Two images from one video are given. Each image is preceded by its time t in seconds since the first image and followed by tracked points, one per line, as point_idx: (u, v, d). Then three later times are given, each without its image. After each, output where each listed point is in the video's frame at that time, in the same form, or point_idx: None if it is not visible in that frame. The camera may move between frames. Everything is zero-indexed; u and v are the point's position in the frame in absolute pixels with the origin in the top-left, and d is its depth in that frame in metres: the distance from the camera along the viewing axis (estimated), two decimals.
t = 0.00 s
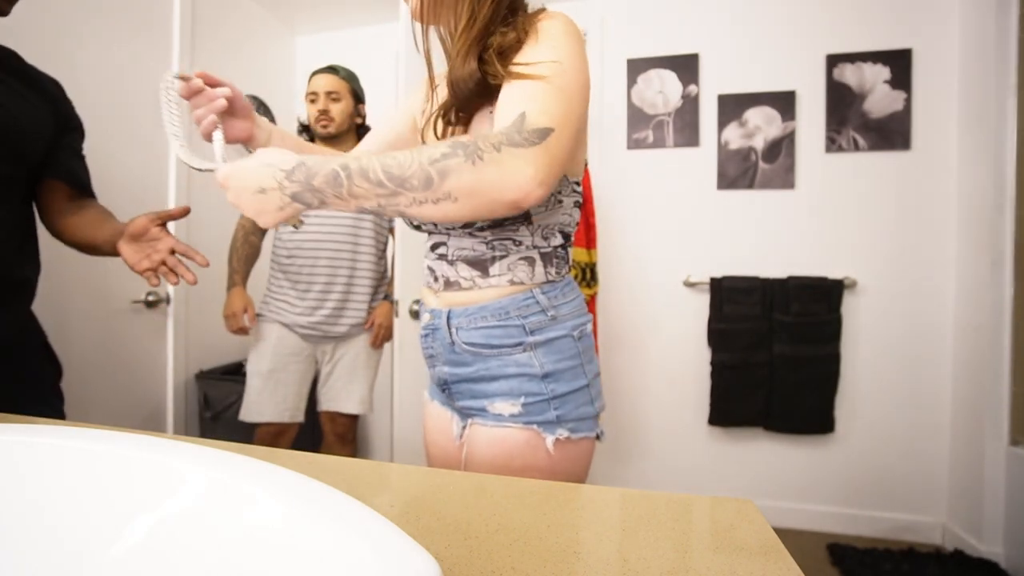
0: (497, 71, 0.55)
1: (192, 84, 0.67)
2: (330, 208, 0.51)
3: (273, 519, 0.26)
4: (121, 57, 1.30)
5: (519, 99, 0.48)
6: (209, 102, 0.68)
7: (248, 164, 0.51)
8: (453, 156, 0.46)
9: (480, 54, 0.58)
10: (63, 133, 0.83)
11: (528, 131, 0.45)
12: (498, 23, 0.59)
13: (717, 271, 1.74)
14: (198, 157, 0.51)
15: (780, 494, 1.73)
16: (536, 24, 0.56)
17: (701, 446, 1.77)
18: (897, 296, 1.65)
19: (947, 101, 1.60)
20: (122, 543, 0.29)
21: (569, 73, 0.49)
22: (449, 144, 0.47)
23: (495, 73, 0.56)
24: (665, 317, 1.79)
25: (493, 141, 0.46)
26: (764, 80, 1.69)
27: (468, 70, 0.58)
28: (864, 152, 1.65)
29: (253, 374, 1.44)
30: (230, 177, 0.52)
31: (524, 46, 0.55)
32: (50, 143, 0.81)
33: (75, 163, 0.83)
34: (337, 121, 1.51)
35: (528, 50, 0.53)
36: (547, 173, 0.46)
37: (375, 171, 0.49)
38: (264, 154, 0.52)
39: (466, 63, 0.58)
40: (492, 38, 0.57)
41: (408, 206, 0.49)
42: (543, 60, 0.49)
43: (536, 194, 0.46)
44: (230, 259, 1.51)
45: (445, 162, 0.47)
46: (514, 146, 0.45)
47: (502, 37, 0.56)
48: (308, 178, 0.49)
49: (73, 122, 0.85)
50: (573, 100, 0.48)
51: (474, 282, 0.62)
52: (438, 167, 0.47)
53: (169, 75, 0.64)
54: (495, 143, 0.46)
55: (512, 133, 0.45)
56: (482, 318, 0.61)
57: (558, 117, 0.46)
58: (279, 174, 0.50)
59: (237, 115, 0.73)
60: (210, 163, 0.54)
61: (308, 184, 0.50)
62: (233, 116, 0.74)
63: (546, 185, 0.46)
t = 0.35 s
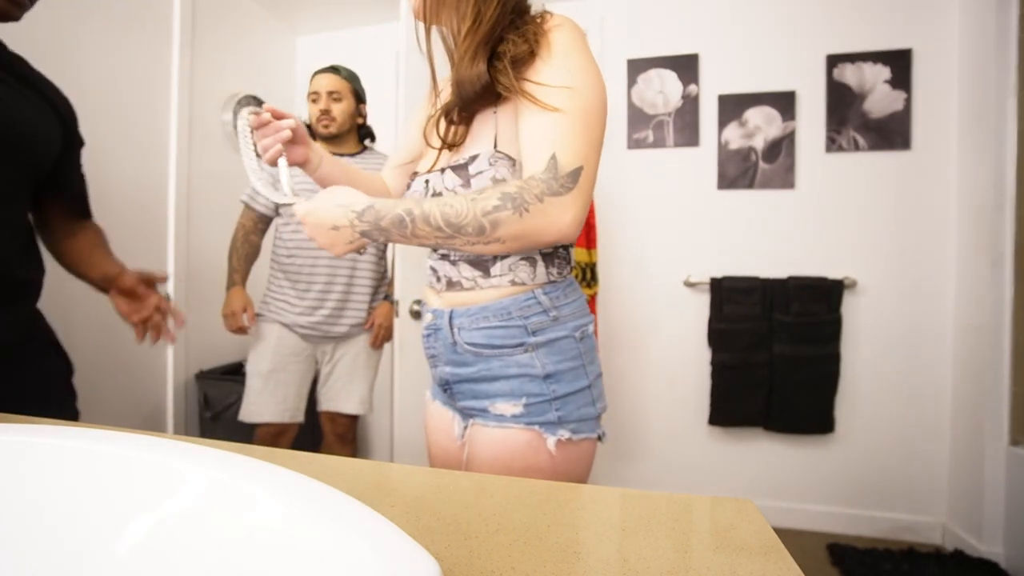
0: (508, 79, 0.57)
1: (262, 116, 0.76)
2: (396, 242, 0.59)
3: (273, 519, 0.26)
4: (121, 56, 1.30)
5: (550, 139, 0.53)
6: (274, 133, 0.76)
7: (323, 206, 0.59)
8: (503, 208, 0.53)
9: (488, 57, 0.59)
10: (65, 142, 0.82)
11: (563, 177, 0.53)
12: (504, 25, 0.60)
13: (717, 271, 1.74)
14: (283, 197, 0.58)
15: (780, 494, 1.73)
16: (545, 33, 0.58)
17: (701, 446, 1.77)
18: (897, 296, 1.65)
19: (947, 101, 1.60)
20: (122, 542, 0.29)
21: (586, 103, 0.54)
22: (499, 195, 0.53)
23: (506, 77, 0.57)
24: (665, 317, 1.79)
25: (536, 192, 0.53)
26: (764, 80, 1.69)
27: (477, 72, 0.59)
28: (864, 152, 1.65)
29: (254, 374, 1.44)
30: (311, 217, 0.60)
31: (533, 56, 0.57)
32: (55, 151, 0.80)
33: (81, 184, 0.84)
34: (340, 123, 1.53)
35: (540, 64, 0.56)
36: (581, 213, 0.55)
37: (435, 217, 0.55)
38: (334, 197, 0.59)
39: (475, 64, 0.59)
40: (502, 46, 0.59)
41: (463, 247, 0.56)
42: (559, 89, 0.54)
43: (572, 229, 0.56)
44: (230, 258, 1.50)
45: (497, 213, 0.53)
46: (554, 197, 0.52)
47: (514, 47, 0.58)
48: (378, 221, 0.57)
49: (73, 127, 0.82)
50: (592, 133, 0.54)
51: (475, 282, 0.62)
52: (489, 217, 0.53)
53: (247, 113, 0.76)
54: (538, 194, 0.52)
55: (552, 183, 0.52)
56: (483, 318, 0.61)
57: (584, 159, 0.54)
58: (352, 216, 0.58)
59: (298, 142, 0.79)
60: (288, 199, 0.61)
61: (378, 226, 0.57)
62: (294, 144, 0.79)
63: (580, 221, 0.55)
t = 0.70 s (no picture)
0: (518, 78, 0.57)
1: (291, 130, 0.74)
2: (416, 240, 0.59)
3: (273, 519, 0.26)
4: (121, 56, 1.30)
5: (562, 139, 0.53)
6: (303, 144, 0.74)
7: (347, 205, 0.59)
8: (519, 207, 0.53)
9: (497, 56, 0.59)
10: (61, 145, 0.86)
11: (575, 176, 0.53)
12: (511, 26, 0.60)
13: (717, 271, 1.74)
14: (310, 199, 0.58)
15: (780, 494, 1.73)
16: (554, 34, 0.58)
17: (701, 446, 1.77)
18: (896, 296, 1.65)
19: (947, 100, 1.60)
20: (122, 542, 0.29)
21: (595, 102, 0.54)
22: (514, 194, 0.53)
23: (517, 76, 0.57)
24: (665, 317, 1.79)
25: (551, 191, 0.53)
26: (763, 80, 1.69)
27: (487, 71, 0.58)
28: (864, 152, 1.65)
29: (253, 374, 1.44)
30: (334, 216, 0.60)
31: (543, 56, 0.57)
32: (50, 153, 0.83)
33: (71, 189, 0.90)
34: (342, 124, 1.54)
35: (551, 64, 0.56)
36: (595, 211, 0.55)
37: (452, 215, 0.56)
38: (358, 196, 0.59)
39: (485, 64, 0.58)
40: (511, 46, 0.59)
41: (481, 244, 0.56)
42: (570, 89, 0.54)
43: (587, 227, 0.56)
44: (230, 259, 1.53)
45: (513, 212, 0.53)
46: (568, 195, 0.53)
47: (523, 47, 0.58)
48: (400, 218, 0.57)
49: (69, 130, 0.86)
50: (603, 133, 0.55)
51: (480, 282, 0.62)
52: (505, 215, 0.54)
53: (275, 126, 0.71)
54: (553, 192, 0.53)
55: (565, 181, 0.53)
56: (487, 318, 0.61)
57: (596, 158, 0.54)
58: (375, 214, 0.58)
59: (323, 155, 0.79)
60: (311, 200, 0.62)
61: (399, 223, 0.57)
62: (320, 155, 0.79)
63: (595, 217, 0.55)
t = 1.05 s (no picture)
0: (521, 75, 0.58)
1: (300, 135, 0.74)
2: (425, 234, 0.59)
3: (273, 519, 0.26)
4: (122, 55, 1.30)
5: (566, 136, 0.53)
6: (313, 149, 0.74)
7: (357, 198, 0.59)
8: (527, 202, 0.53)
9: (502, 54, 0.60)
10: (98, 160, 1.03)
11: (582, 173, 0.52)
12: (515, 25, 0.61)
13: (717, 271, 1.74)
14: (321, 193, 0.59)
15: (780, 494, 1.73)
16: (559, 33, 0.58)
17: (701, 445, 1.77)
18: (896, 295, 1.65)
19: (947, 100, 1.60)
20: (123, 540, 0.29)
21: (599, 100, 0.54)
22: (524, 188, 0.53)
23: (521, 73, 0.58)
24: (665, 317, 1.79)
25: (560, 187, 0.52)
26: (763, 80, 1.69)
27: (492, 69, 0.59)
28: (864, 152, 1.65)
29: (253, 374, 1.44)
30: (344, 210, 0.60)
31: (547, 53, 0.58)
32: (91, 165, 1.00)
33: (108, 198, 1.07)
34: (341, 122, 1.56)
35: (554, 61, 0.56)
36: (603, 209, 0.54)
37: (462, 209, 0.55)
38: (368, 189, 0.59)
39: (490, 61, 0.59)
40: (517, 46, 0.60)
41: (489, 240, 0.56)
42: (571, 88, 0.54)
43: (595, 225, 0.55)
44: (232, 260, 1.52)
45: (522, 206, 0.53)
46: (576, 191, 0.52)
47: (528, 46, 0.59)
48: (410, 211, 0.57)
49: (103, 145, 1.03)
50: (607, 130, 0.54)
51: (480, 280, 0.62)
52: (514, 210, 0.53)
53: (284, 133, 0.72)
54: (562, 188, 0.52)
55: (573, 177, 0.52)
56: (488, 317, 0.61)
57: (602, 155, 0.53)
58: (385, 208, 0.58)
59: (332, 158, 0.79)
60: (320, 196, 0.62)
61: (409, 216, 0.57)
62: (329, 160, 0.79)
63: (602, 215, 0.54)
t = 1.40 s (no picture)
0: (528, 70, 0.58)
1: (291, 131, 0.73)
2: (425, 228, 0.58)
3: (273, 519, 0.26)
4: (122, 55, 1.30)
5: (571, 131, 0.53)
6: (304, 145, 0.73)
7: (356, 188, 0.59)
8: (531, 195, 0.53)
9: (508, 49, 0.60)
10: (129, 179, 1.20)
11: (586, 169, 0.53)
12: (520, 22, 0.61)
13: (717, 271, 1.74)
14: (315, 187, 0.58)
15: (780, 494, 1.73)
16: (564, 31, 0.59)
17: (701, 445, 1.77)
18: (896, 295, 1.65)
19: (947, 100, 1.60)
20: (123, 540, 0.29)
21: (602, 98, 0.54)
22: (527, 181, 0.53)
23: (527, 68, 0.58)
24: (665, 317, 1.79)
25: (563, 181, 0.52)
26: (763, 80, 1.69)
27: (497, 64, 0.59)
28: (864, 152, 1.65)
29: (254, 374, 1.44)
30: (343, 201, 0.59)
31: (553, 50, 0.58)
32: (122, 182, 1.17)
33: (137, 214, 1.23)
34: (337, 124, 1.51)
35: (560, 57, 0.57)
36: (605, 206, 0.54)
37: (464, 202, 0.55)
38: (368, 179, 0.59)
39: (496, 56, 0.59)
40: (523, 42, 0.60)
41: (489, 235, 0.56)
42: (576, 83, 0.54)
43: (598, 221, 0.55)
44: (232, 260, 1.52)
45: (525, 200, 0.53)
46: (580, 186, 0.52)
47: (533, 42, 0.59)
48: (411, 203, 0.57)
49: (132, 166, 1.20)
50: (611, 127, 0.55)
51: (480, 280, 0.62)
52: (517, 203, 0.53)
53: (276, 127, 0.71)
54: (566, 182, 0.52)
55: (576, 172, 0.52)
56: (488, 316, 0.61)
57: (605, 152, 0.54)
58: (386, 199, 0.58)
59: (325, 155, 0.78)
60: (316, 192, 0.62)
61: (410, 208, 0.57)
62: (321, 158, 0.78)
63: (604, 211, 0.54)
